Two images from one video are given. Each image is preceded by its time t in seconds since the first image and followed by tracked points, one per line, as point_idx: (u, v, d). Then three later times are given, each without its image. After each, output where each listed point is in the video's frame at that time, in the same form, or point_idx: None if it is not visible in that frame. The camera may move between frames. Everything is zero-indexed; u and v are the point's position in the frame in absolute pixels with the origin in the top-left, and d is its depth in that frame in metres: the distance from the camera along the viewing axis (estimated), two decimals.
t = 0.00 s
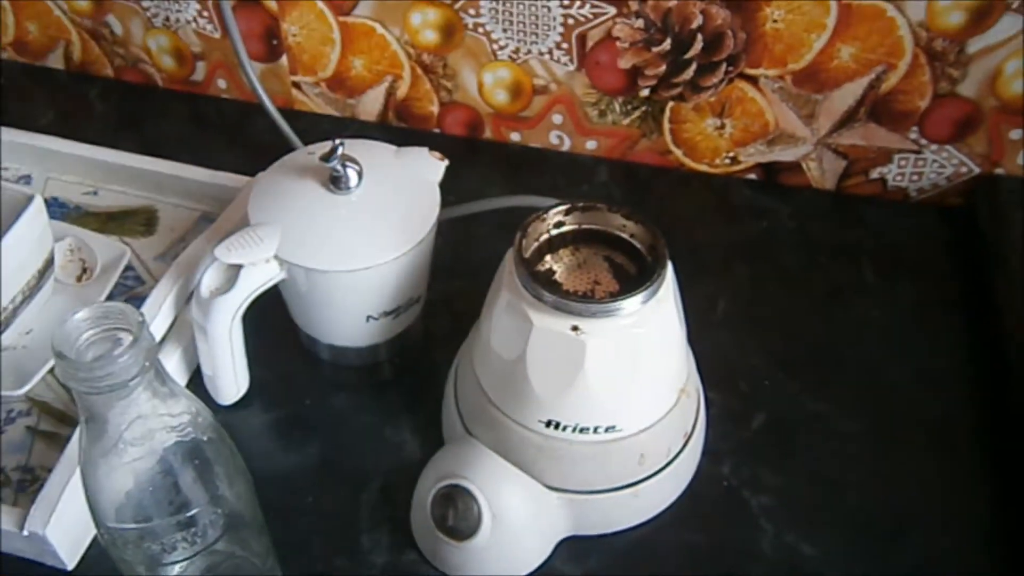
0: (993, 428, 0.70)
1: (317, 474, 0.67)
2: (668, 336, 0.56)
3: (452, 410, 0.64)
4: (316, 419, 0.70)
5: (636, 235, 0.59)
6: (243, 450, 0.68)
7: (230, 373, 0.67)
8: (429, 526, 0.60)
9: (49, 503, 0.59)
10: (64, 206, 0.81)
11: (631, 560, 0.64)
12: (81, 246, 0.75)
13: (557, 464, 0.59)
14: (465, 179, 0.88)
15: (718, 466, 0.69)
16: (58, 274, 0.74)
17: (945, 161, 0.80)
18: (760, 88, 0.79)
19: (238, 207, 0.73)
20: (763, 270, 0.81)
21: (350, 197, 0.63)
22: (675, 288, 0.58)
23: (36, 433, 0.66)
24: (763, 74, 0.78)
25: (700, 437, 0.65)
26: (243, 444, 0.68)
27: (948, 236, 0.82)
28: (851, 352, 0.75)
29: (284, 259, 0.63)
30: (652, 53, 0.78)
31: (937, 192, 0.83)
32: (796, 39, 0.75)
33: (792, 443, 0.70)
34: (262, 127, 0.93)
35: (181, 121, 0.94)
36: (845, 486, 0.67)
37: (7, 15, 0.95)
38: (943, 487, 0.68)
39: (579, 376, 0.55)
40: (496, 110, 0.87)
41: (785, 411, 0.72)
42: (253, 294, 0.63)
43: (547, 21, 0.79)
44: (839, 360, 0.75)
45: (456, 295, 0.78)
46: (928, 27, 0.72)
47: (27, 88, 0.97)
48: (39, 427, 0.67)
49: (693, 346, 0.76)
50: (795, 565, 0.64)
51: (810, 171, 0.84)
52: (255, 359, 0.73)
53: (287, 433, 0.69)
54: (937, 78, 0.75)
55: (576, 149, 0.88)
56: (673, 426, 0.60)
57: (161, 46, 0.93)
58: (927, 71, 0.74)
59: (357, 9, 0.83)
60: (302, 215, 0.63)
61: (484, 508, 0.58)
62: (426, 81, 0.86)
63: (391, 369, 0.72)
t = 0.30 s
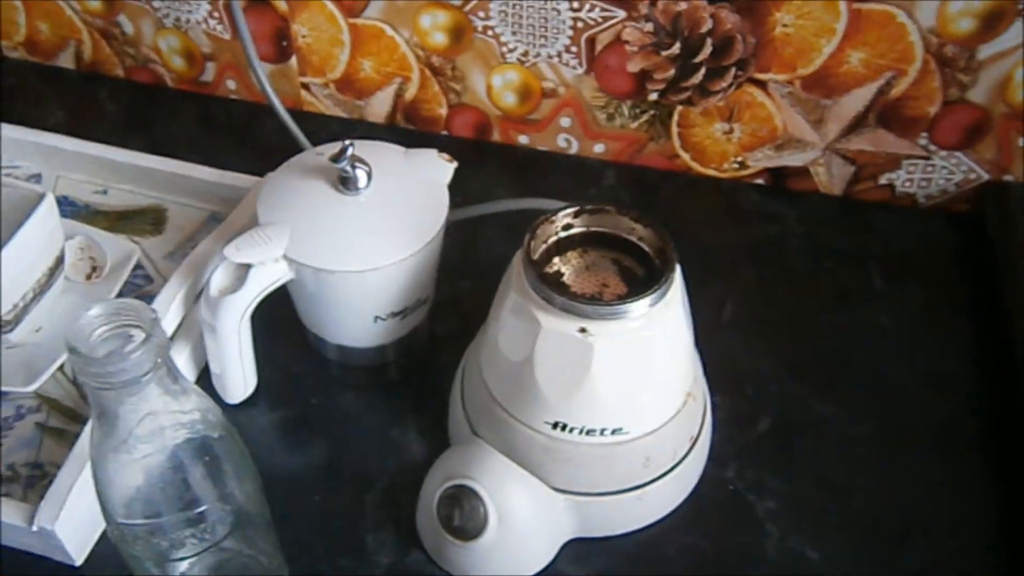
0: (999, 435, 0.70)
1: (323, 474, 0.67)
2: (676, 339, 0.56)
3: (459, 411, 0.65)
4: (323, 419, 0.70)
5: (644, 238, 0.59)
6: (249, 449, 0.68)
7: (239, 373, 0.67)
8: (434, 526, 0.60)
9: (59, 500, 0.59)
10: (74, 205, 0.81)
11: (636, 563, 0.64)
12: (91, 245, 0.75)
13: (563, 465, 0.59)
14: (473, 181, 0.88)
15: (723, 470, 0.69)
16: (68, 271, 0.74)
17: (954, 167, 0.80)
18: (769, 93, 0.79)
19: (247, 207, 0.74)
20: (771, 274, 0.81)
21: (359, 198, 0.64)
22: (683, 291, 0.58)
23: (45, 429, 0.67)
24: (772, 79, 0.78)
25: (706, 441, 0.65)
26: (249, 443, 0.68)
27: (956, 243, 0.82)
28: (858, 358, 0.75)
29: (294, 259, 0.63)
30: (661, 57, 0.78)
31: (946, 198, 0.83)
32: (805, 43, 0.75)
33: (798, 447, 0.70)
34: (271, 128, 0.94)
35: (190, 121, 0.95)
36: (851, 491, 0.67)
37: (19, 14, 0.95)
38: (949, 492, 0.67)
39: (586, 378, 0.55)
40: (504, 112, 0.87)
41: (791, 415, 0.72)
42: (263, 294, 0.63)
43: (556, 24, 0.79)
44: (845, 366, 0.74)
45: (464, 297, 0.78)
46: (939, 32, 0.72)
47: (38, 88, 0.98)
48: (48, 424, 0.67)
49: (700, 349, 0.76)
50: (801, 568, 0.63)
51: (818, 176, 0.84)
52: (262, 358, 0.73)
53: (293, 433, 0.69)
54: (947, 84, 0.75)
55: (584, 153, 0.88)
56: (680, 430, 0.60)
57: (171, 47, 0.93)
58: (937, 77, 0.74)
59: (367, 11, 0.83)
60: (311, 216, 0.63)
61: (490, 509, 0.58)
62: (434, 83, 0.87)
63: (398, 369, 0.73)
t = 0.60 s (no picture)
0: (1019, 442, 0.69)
1: (333, 468, 0.66)
2: (696, 340, 0.55)
3: (472, 407, 0.64)
4: (334, 412, 0.69)
5: (666, 237, 0.58)
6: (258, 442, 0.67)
7: (251, 364, 0.66)
8: (446, 523, 0.60)
9: (73, 484, 0.58)
10: (90, 192, 0.80)
11: (649, 564, 0.63)
12: (106, 232, 0.73)
13: (577, 465, 0.58)
14: (488, 175, 0.87)
15: (738, 473, 0.68)
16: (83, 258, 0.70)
17: (978, 171, 0.79)
18: (791, 92, 0.78)
19: (262, 199, 0.73)
20: (788, 275, 0.80)
21: (377, 190, 0.63)
22: (704, 291, 0.57)
23: (58, 416, 0.66)
24: (794, 78, 0.77)
25: (722, 443, 0.64)
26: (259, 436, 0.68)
27: (977, 247, 0.81)
28: (875, 361, 0.74)
29: (310, 250, 0.62)
30: (683, 54, 0.77)
31: (968, 202, 0.82)
32: (830, 42, 0.74)
33: (815, 451, 0.69)
34: (285, 120, 0.93)
35: (204, 110, 0.94)
36: (867, 496, 0.66)
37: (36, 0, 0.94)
38: (968, 500, 0.66)
39: (605, 377, 0.54)
40: (521, 106, 0.86)
41: (807, 418, 0.71)
42: (277, 284, 0.63)
43: (577, 19, 0.78)
44: (863, 369, 0.74)
45: (478, 292, 0.77)
46: (968, 33, 0.71)
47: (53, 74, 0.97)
48: (61, 410, 0.67)
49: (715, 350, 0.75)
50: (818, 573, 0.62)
51: (838, 177, 0.83)
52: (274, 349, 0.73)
53: (303, 426, 0.68)
54: (975, 86, 0.74)
55: (600, 150, 0.87)
56: (697, 430, 0.59)
57: (188, 35, 0.92)
58: (964, 79, 0.73)
59: (385, 2, 0.82)
60: (328, 208, 0.62)
61: (503, 506, 0.57)
62: (451, 76, 0.86)
63: (410, 364, 0.72)
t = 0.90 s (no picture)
0: None
1: (353, 466, 0.66)
2: (720, 342, 0.55)
3: (492, 407, 0.64)
4: (354, 410, 0.69)
5: (691, 239, 0.58)
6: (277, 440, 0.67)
7: (273, 360, 0.66)
8: (466, 522, 0.60)
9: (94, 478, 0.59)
10: (110, 185, 0.80)
11: (669, 567, 0.63)
12: (127, 226, 0.74)
13: (599, 466, 0.58)
14: (508, 172, 0.87)
15: (760, 476, 0.67)
16: (104, 251, 0.73)
17: (1003, 174, 0.78)
18: (814, 92, 0.77)
19: (282, 195, 0.73)
20: (810, 276, 0.80)
21: (399, 188, 0.63)
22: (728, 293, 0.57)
23: (80, 408, 0.66)
24: (818, 77, 0.76)
25: (743, 445, 0.63)
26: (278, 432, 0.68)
27: (1001, 250, 0.80)
28: (897, 364, 0.74)
29: (331, 248, 0.62)
30: (705, 52, 0.77)
31: (992, 205, 0.81)
32: (855, 42, 0.73)
33: (836, 455, 0.68)
34: (305, 114, 0.93)
35: (224, 104, 0.94)
36: (888, 502, 0.66)
37: None
38: (990, 506, 0.66)
39: (628, 379, 0.54)
40: (541, 103, 0.86)
41: (829, 421, 0.70)
42: (300, 281, 0.62)
43: (599, 16, 0.78)
44: (884, 371, 0.73)
45: (497, 289, 0.77)
46: (995, 35, 0.70)
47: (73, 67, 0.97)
48: (82, 403, 0.67)
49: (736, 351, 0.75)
50: None
51: (860, 178, 0.82)
52: (293, 345, 0.72)
53: (322, 423, 0.68)
54: (1001, 88, 0.73)
55: (620, 148, 0.87)
56: (719, 433, 0.59)
57: (208, 29, 0.92)
58: (991, 80, 0.73)
59: None
60: (351, 206, 0.62)
61: (525, 508, 0.57)
62: (471, 72, 0.85)
63: (429, 361, 0.72)
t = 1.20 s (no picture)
0: None
1: (372, 467, 0.67)
2: (736, 347, 0.55)
3: (510, 409, 0.64)
4: (372, 411, 0.70)
5: (708, 242, 0.58)
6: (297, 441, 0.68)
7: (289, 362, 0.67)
8: (483, 525, 0.60)
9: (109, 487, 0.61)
10: (128, 185, 0.81)
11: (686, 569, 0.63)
12: (144, 227, 0.75)
13: (616, 470, 0.58)
14: (526, 173, 0.87)
15: (776, 479, 0.68)
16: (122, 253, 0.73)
17: (1018, 176, 0.78)
18: (831, 94, 0.77)
19: (301, 197, 0.74)
20: (827, 279, 0.80)
21: (417, 191, 0.64)
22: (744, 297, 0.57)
23: (97, 412, 0.67)
24: (835, 80, 0.76)
25: (760, 449, 0.64)
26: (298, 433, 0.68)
27: (1017, 253, 0.80)
28: (914, 366, 0.74)
29: (350, 251, 0.63)
30: (722, 55, 0.77)
31: (1008, 207, 0.81)
32: (872, 45, 0.73)
33: (852, 458, 0.68)
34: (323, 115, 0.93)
35: (242, 104, 0.94)
36: (905, 505, 0.66)
37: None
38: (1006, 510, 0.66)
39: (645, 384, 0.54)
40: (559, 105, 0.86)
41: (845, 423, 0.70)
42: (318, 283, 0.63)
43: (616, 18, 0.78)
44: (900, 374, 0.73)
45: (515, 291, 0.77)
46: (1011, 38, 0.70)
47: (92, 67, 0.98)
48: (99, 406, 0.68)
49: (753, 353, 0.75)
50: None
51: (877, 180, 0.82)
52: (312, 346, 0.73)
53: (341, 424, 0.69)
54: (1016, 92, 0.73)
55: (637, 149, 0.87)
56: (736, 437, 0.59)
57: (227, 29, 0.93)
58: (1005, 84, 0.72)
59: None
60: (371, 208, 0.63)
61: (542, 511, 0.57)
62: (489, 73, 0.86)
63: (447, 363, 0.72)
